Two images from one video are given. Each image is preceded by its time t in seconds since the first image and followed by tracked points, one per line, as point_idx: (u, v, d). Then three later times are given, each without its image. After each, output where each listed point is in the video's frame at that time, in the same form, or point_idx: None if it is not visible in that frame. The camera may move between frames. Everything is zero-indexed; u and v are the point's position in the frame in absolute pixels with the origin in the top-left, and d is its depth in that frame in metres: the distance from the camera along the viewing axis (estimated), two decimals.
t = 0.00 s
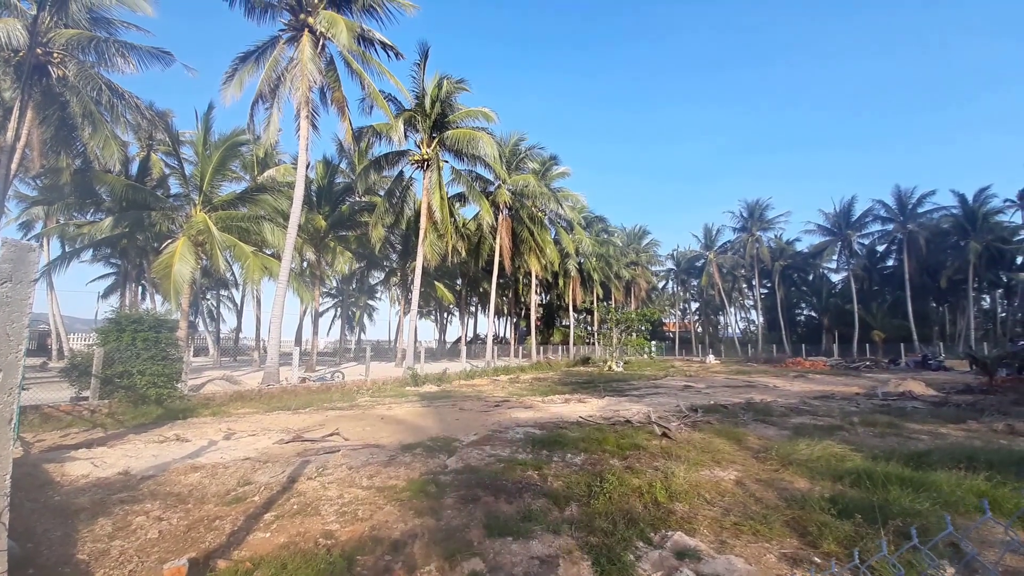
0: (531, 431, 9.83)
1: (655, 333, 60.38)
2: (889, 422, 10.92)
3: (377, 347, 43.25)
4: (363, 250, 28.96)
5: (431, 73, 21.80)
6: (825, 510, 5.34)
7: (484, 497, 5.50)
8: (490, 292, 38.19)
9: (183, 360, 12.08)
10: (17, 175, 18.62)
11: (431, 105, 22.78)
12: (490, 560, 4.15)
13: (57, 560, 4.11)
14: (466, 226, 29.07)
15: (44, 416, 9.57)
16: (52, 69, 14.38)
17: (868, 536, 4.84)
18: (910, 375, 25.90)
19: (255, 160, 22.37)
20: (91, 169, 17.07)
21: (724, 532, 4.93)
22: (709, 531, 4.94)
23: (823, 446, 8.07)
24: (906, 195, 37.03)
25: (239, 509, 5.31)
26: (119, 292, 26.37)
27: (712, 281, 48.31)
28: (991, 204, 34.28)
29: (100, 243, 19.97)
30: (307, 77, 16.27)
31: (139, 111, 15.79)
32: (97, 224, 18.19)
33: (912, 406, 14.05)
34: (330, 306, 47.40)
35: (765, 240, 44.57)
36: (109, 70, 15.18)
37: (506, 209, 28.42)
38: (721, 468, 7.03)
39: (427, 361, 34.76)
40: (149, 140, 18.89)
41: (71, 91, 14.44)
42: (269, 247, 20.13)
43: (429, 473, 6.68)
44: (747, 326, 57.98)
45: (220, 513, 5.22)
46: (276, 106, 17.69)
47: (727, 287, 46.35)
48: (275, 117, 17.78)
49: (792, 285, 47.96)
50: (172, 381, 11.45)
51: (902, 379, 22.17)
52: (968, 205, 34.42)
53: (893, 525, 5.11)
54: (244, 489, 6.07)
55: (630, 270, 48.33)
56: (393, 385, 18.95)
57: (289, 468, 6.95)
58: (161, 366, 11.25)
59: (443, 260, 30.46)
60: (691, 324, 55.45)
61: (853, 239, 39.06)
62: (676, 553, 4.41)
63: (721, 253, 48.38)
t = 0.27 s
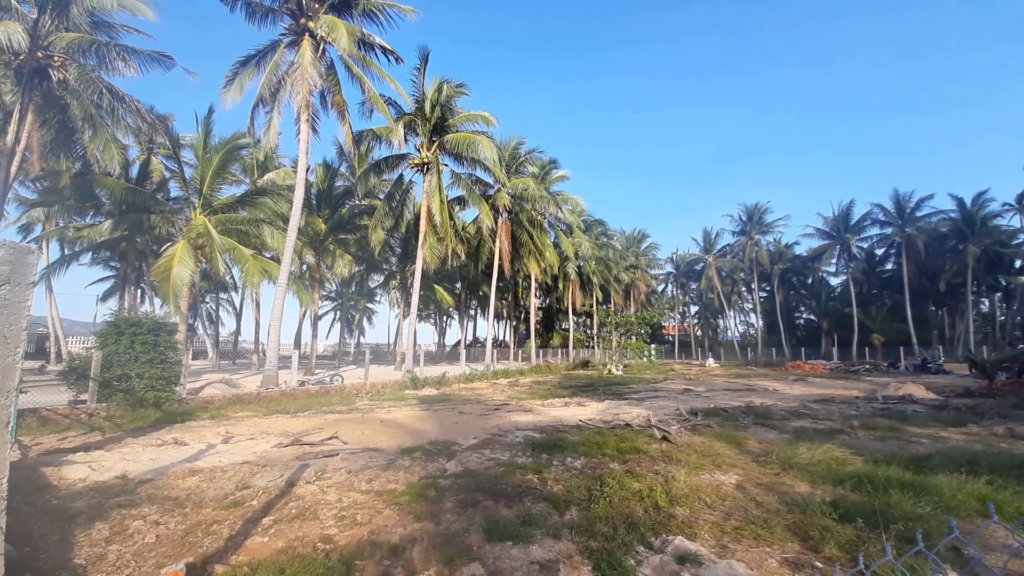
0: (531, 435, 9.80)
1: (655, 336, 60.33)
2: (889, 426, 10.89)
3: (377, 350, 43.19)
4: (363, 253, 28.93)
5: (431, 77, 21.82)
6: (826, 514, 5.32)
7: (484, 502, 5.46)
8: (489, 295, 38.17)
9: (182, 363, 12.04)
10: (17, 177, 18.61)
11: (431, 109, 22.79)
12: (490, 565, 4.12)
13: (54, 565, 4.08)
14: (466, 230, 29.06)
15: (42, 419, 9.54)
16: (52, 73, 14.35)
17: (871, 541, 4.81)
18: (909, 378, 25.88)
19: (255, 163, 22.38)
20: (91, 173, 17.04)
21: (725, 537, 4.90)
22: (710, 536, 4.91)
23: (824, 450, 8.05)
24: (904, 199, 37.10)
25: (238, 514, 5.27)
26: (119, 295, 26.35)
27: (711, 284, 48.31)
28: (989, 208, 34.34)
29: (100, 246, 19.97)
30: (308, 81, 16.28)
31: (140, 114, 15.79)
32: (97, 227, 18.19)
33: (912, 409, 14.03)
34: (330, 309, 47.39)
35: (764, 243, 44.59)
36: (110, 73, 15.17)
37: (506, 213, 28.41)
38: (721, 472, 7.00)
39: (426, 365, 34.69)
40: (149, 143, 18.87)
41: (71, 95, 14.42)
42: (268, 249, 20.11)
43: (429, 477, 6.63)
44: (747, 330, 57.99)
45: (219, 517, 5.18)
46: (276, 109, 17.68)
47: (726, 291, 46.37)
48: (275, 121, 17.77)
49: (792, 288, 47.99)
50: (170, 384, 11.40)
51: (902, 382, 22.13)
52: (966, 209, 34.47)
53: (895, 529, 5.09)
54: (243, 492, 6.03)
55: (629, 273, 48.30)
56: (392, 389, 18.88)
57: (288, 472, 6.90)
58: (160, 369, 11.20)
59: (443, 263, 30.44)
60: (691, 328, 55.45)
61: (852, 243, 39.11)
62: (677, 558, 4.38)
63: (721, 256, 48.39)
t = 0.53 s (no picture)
0: (531, 436, 9.77)
1: (655, 338, 60.26)
2: (890, 428, 10.86)
3: (377, 351, 43.15)
4: (363, 254, 28.91)
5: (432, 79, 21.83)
6: (828, 516, 5.29)
7: (485, 503, 5.44)
8: (489, 297, 38.13)
9: (182, 364, 12.01)
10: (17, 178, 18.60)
11: (432, 111, 22.77)
12: (491, 567, 4.10)
13: (53, 566, 4.06)
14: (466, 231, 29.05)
15: (41, 421, 9.52)
16: (53, 74, 14.33)
17: (874, 543, 4.78)
18: (909, 380, 25.83)
19: (255, 164, 22.37)
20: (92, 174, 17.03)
21: (727, 539, 4.88)
22: (712, 538, 4.89)
23: (825, 452, 8.03)
24: (904, 201, 37.12)
25: (238, 516, 5.25)
26: (118, 296, 26.34)
27: (712, 286, 48.28)
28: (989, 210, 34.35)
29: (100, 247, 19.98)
30: (308, 83, 16.27)
31: (141, 116, 15.79)
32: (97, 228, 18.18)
33: (913, 411, 14.01)
34: (330, 311, 47.37)
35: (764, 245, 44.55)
36: (110, 75, 15.16)
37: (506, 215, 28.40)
38: (723, 474, 6.98)
39: (426, 367, 34.66)
40: (150, 144, 18.88)
41: (72, 96, 14.42)
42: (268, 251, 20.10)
43: (429, 479, 6.61)
44: (747, 332, 57.96)
45: (219, 519, 5.15)
46: (276, 111, 17.67)
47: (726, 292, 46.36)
48: (275, 123, 17.76)
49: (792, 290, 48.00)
50: (170, 386, 11.38)
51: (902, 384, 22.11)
52: (966, 211, 34.48)
53: (898, 531, 5.06)
54: (243, 494, 6.01)
55: (630, 275, 48.27)
56: (392, 391, 18.84)
57: (287, 474, 6.87)
58: (160, 371, 11.17)
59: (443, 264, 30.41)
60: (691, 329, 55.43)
61: (852, 245, 39.10)
62: (680, 560, 4.35)
63: (721, 258, 48.38)
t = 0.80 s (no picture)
0: (532, 437, 9.76)
1: (655, 339, 60.23)
2: (891, 428, 10.85)
3: (377, 351, 43.15)
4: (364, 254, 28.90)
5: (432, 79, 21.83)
6: (831, 518, 5.27)
7: (487, 504, 5.43)
8: (490, 297, 38.12)
9: (182, 365, 12.00)
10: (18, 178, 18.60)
11: (432, 111, 22.75)
12: (493, 569, 4.08)
13: (54, 567, 4.05)
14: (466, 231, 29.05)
15: (42, 421, 9.53)
16: (54, 75, 14.33)
17: (877, 545, 4.76)
18: (910, 381, 25.80)
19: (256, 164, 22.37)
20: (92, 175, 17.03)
21: (729, 540, 4.86)
22: (715, 539, 4.88)
23: (827, 453, 8.01)
24: (904, 202, 37.12)
25: (239, 517, 5.23)
26: (119, 296, 26.35)
27: (712, 286, 48.25)
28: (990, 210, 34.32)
29: (101, 247, 19.99)
30: (309, 83, 16.26)
31: (142, 117, 15.79)
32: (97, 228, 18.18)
33: (913, 411, 14.00)
34: (330, 311, 47.38)
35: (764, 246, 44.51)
36: (111, 75, 15.16)
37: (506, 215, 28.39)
38: (725, 475, 6.97)
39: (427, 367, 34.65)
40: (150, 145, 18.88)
41: (73, 97, 14.41)
42: (269, 251, 20.10)
43: (430, 480, 6.59)
44: (747, 332, 57.95)
45: (220, 520, 5.14)
46: (277, 112, 17.65)
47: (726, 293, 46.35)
48: (276, 123, 17.75)
49: (792, 290, 47.98)
50: (171, 386, 11.37)
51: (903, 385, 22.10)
52: (966, 212, 34.46)
53: (901, 532, 5.04)
54: (244, 495, 6.00)
55: (630, 276, 48.25)
56: (393, 391, 18.83)
57: (288, 475, 6.86)
58: (161, 372, 11.17)
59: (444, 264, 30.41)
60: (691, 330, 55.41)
61: (852, 246, 39.09)
62: (682, 561, 4.34)
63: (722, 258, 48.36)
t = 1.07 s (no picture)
0: (532, 437, 9.73)
1: (653, 339, 60.25)
2: (890, 428, 10.85)
3: (375, 351, 43.07)
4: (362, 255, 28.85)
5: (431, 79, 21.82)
6: (832, 517, 5.25)
7: (487, 505, 5.41)
8: (488, 298, 38.09)
9: (179, 365, 11.96)
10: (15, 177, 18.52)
11: (431, 111, 22.72)
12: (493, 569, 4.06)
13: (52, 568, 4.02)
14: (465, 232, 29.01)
15: (39, 422, 9.48)
16: (52, 74, 14.29)
17: (878, 545, 4.75)
18: (907, 381, 25.84)
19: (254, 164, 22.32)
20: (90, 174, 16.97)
21: (730, 540, 4.85)
22: (716, 539, 4.86)
23: (826, 453, 8.01)
24: (902, 203, 37.20)
25: (238, 518, 5.20)
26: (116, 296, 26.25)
27: (710, 287, 48.28)
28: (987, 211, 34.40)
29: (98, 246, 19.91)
30: (308, 83, 16.21)
31: (140, 116, 15.71)
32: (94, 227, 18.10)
33: (911, 411, 14.02)
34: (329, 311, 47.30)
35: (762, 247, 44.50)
36: (108, 74, 15.10)
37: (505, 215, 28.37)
38: (725, 475, 6.95)
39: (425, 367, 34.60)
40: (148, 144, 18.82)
41: (70, 96, 14.37)
42: (267, 251, 20.04)
43: (430, 480, 6.56)
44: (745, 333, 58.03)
45: (219, 521, 5.11)
46: (275, 111, 17.61)
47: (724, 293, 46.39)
48: (275, 122, 17.71)
49: (790, 291, 48.06)
50: (168, 386, 11.32)
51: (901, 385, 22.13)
52: (963, 213, 34.54)
53: (903, 531, 5.03)
54: (242, 496, 5.96)
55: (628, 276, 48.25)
56: (391, 391, 18.79)
57: (287, 476, 6.82)
58: (158, 372, 11.12)
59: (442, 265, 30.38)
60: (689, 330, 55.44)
61: (849, 247, 39.15)
62: (684, 561, 4.32)
63: (720, 259, 48.40)
